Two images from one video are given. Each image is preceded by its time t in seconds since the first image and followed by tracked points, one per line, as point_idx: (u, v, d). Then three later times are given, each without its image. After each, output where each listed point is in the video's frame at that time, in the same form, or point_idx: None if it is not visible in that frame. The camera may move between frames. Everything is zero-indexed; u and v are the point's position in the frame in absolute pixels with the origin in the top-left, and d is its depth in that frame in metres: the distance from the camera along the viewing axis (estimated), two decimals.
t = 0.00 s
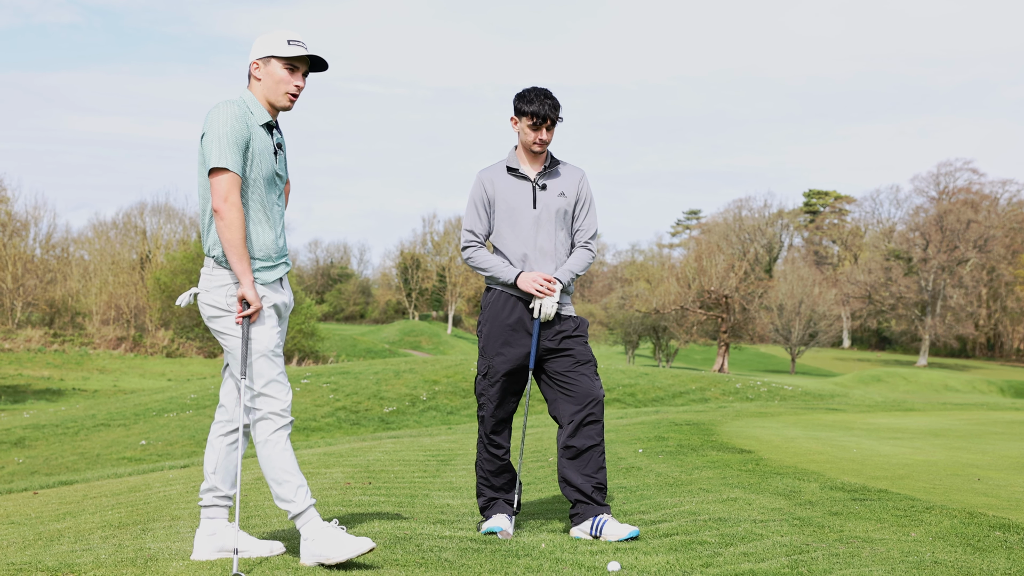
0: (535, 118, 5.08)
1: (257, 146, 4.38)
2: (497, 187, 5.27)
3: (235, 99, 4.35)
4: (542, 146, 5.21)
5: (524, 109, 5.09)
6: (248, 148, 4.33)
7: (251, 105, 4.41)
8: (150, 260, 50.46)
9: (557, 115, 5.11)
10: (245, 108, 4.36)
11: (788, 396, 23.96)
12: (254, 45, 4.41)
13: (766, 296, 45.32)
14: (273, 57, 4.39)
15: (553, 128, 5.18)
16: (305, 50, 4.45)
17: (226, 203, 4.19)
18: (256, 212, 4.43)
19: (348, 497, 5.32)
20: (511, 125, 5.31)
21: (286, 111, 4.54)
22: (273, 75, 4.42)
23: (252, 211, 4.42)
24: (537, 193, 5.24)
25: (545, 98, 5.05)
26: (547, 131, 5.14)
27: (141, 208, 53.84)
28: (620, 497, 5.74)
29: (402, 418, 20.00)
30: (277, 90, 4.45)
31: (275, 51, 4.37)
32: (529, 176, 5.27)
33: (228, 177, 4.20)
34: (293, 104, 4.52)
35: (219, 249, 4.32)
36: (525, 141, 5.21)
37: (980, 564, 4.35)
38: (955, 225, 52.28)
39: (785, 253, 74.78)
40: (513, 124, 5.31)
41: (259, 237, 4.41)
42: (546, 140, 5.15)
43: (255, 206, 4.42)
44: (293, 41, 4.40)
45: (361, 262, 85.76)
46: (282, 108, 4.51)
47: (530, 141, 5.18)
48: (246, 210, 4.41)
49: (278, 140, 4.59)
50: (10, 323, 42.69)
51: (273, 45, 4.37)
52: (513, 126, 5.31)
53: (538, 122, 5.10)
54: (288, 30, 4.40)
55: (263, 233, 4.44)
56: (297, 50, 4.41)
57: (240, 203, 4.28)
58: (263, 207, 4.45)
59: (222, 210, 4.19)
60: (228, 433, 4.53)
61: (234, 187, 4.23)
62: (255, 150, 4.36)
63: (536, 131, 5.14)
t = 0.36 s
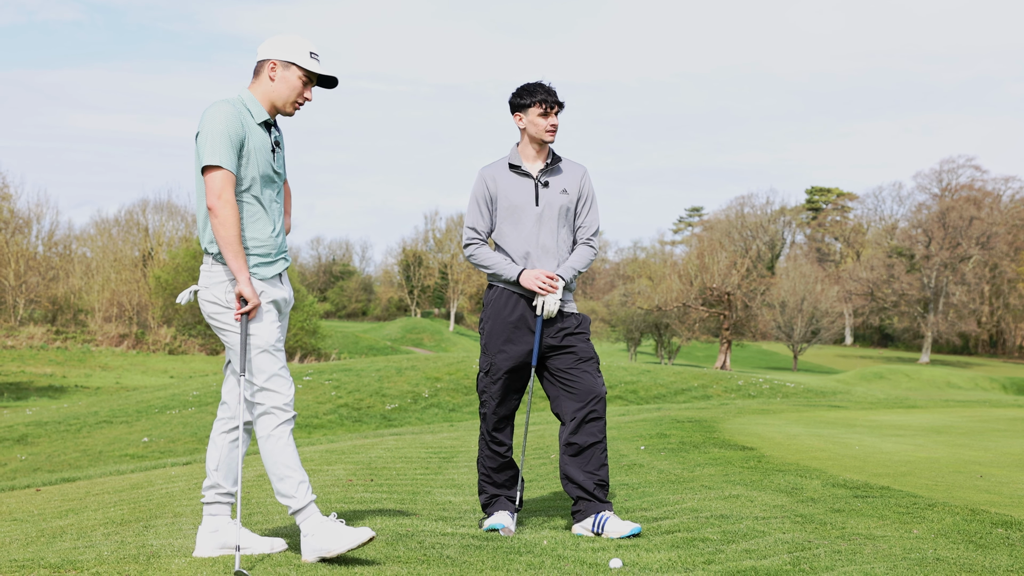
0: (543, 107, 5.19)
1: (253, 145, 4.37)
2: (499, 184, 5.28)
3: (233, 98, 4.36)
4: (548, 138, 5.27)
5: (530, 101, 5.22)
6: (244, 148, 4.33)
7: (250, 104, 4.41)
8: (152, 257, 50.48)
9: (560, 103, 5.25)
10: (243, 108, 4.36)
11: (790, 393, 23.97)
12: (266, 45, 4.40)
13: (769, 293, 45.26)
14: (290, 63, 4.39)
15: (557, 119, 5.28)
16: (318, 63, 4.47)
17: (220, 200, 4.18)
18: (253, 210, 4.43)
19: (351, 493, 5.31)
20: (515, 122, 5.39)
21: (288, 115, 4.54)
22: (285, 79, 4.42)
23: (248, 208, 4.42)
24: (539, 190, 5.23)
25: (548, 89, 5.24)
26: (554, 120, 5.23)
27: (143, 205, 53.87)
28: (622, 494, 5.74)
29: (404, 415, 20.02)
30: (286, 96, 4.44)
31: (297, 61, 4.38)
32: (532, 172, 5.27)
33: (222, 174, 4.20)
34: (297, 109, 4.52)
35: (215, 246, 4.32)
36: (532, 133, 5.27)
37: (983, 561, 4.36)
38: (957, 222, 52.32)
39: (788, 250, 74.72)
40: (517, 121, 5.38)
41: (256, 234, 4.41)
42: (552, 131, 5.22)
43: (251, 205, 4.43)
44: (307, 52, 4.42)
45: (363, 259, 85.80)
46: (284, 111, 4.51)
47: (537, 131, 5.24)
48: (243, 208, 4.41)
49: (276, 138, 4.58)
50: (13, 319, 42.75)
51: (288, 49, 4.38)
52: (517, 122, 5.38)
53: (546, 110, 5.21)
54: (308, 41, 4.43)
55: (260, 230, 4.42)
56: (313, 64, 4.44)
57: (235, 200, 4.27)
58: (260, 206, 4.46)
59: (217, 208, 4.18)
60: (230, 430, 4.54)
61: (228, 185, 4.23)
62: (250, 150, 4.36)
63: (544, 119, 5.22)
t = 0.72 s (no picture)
0: (542, 105, 5.19)
1: (243, 144, 4.38)
2: (500, 182, 5.28)
3: (227, 97, 4.39)
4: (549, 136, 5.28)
5: (529, 99, 5.22)
6: (232, 146, 4.33)
7: (244, 103, 4.42)
8: (154, 255, 50.48)
9: (561, 101, 5.27)
10: (234, 107, 4.38)
11: (791, 392, 23.94)
12: (267, 45, 4.40)
13: (770, 292, 45.25)
14: (292, 65, 4.40)
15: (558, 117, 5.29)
16: (317, 66, 4.47)
17: (207, 194, 4.18)
18: (245, 206, 4.43)
19: (352, 491, 5.28)
20: (515, 120, 5.39)
21: (284, 116, 4.55)
22: (284, 79, 4.43)
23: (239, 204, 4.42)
24: (540, 187, 5.24)
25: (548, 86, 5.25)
26: (554, 117, 5.24)
27: (145, 203, 53.91)
28: (624, 493, 5.72)
29: (406, 413, 20.03)
30: (284, 97, 4.46)
31: (299, 63, 4.39)
32: (533, 170, 5.27)
33: (208, 170, 4.20)
34: (294, 109, 4.53)
35: (207, 241, 4.33)
36: (532, 131, 5.27)
37: (985, 560, 4.39)
38: (959, 221, 52.32)
39: (789, 249, 74.75)
40: (516, 119, 5.39)
41: (247, 228, 4.41)
42: (553, 129, 5.23)
43: (242, 200, 4.43)
44: (307, 55, 4.44)
45: (365, 257, 85.77)
46: (281, 110, 4.52)
47: (538, 130, 5.24)
48: (235, 205, 4.41)
49: (272, 138, 4.59)
50: (14, 317, 42.71)
51: (287, 49, 4.37)
52: (517, 121, 5.39)
53: (546, 108, 5.21)
54: (308, 43, 4.44)
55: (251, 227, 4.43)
56: (312, 67, 4.44)
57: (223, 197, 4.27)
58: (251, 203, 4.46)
59: (203, 202, 4.19)
60: (228, 427, 4.55)
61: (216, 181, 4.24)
62: (240, 147, 4.36)
63: (544, 118, 5.23)
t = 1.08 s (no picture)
0: (538, 109, 5.12)
1: (232, 143, 4.35)
2: (501, 179, 5.29)
3: (223, 96, 4.42)
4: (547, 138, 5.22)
5: (527, 101, 5.15)
6: (221, 145, 4.31)
7: (238, 99, 4.45)
8: (155, 253, 50.44)
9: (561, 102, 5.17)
10: (225, 106, 4.38)
11: (792, 392, 23.93)
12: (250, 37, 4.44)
13: (771, 291, 45.24)
14: (271, 50, 4.42)
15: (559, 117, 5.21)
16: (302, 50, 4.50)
17: (162, 191, 4.10)
18: (230, 204, 4.39)
19: (352, 489, 5.27)
20: (515, 119, 5.36)
21: (277, 105, 4.57)
22: (267, 67, 4.46)
23: (229, 202, 4.39)
24: (542, 185, 5.23)
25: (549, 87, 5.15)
26: (552, 120, 5.17)
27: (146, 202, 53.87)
28: (624, 492, 5.72)
29: (406, 411, 20.03)
30: (270, 82, 4.47)
31: (275, 46, 4.40)
32: (534, 168, 5.25)
33: (174, 169, 4.16)
34: (285, 95, 4.55)
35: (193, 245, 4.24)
36: (530, 133, 5.23)
37: (985, 560, 4.42)
38: (960, 221, 52.34)
39: (790, 248, 74.75)
40: (517, 118, 5.36)
41: (226, 228, 4.36)
42: (552, 129, 5.17)
43: (232, 199, 4.40)
44: (290, 40, 4.45)
45: (365, 256, 85.71)
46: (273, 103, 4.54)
47: (536, 133, 5.18)
48: (221, 203, 4.38)
49: (268, 133, 4.58)
50: (15, 314, 42.64)
51: (271, 37, 4.40)
52: (517, 120, 5.35)
53: (541, 112, 5.14)
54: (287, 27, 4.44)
55: (242, 226, 4.38)
56: (294, 49, 4.45)
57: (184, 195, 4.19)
58: (240, 201, 4.41)
59: (159, 199, 4.11)
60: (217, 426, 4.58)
61: (182, 180, 4.19)
62: (230, 144, 4.34)
63: (538, 123, 5.18)
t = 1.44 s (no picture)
0: (552, 111, 5.04)
1: (204, 140, 4.35)
2: (510, 178, 5.27)
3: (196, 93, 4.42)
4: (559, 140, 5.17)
5: (541, 101, 5.07)
6: (193, 144, 4.32)
7: (210, 94, 4.45)
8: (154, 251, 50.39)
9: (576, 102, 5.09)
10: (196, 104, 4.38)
11: (791, 391, 23.96)
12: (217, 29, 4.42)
13: (771, 291, 45.25)
14: (240, 41, 4.42)
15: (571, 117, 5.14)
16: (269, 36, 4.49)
17: (139, 201, 4.21)
18: (205, 203, 4.40)
19: (352, 488, 5.26)
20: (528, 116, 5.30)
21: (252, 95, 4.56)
22: (238, 58, 4.45)
23: (205, 201, 4.41)
24: (552, 186, 5.22)
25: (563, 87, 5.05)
26: (566, 123, 5.11)
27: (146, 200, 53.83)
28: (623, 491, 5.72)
29: (406, 410, 20.05)
30: (243, 74, 4.47)
31: (243, 36, 4.40)
32: (544, 168, 5.23)
33: (147, 175, 4.22)
34: (258, 85, 4.54)
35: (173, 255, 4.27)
36: (542, 133, 5.19)
37: (983, 559, 4.46)
38: (960, 221, 52.32)
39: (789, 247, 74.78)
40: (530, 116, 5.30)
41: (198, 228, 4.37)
42: (563, 132, 5.11)
43: (207, 198, 4.41)
44: (257, 27, 4.44)
45: (365, 254, 85.68)
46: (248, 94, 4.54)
47: (550, 135, 5.13)
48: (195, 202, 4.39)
49: (247, 124, 4.57)
50: (14, 312, 42.63)
51: (236, 28, 4.39)
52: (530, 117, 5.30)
53: (555, 114, 5.06)
54: (255, 16, 4.43)
55: (214, 225, 4.39)
56: (262, 36, 4.44)
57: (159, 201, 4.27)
58: (213, 197, 4.41)
59: (137, 208, 4.22)
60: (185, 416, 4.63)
61: (159, 186, 4.25)
62: (202, 142, 4.34)
63: (552, 124, 5.11)
